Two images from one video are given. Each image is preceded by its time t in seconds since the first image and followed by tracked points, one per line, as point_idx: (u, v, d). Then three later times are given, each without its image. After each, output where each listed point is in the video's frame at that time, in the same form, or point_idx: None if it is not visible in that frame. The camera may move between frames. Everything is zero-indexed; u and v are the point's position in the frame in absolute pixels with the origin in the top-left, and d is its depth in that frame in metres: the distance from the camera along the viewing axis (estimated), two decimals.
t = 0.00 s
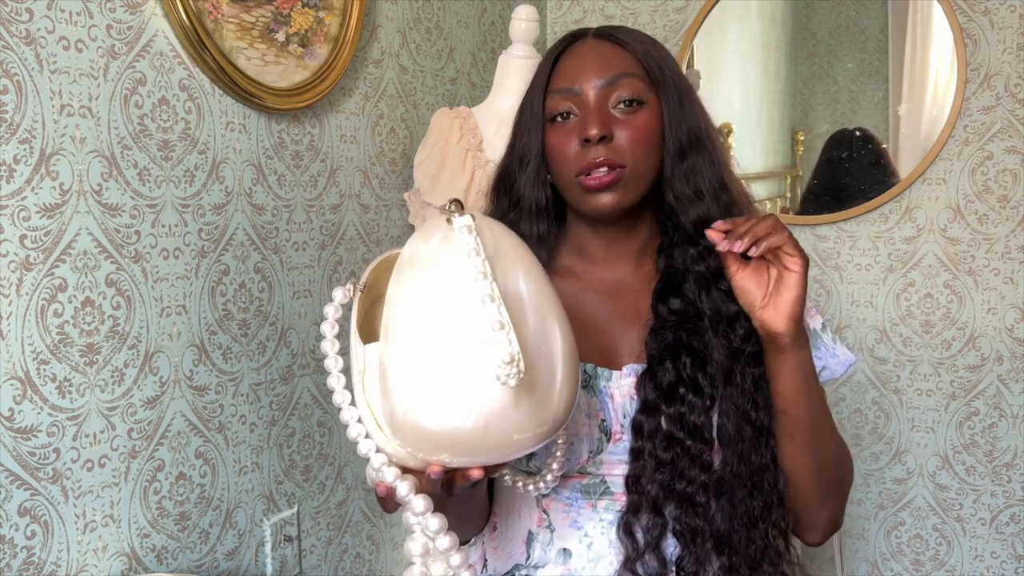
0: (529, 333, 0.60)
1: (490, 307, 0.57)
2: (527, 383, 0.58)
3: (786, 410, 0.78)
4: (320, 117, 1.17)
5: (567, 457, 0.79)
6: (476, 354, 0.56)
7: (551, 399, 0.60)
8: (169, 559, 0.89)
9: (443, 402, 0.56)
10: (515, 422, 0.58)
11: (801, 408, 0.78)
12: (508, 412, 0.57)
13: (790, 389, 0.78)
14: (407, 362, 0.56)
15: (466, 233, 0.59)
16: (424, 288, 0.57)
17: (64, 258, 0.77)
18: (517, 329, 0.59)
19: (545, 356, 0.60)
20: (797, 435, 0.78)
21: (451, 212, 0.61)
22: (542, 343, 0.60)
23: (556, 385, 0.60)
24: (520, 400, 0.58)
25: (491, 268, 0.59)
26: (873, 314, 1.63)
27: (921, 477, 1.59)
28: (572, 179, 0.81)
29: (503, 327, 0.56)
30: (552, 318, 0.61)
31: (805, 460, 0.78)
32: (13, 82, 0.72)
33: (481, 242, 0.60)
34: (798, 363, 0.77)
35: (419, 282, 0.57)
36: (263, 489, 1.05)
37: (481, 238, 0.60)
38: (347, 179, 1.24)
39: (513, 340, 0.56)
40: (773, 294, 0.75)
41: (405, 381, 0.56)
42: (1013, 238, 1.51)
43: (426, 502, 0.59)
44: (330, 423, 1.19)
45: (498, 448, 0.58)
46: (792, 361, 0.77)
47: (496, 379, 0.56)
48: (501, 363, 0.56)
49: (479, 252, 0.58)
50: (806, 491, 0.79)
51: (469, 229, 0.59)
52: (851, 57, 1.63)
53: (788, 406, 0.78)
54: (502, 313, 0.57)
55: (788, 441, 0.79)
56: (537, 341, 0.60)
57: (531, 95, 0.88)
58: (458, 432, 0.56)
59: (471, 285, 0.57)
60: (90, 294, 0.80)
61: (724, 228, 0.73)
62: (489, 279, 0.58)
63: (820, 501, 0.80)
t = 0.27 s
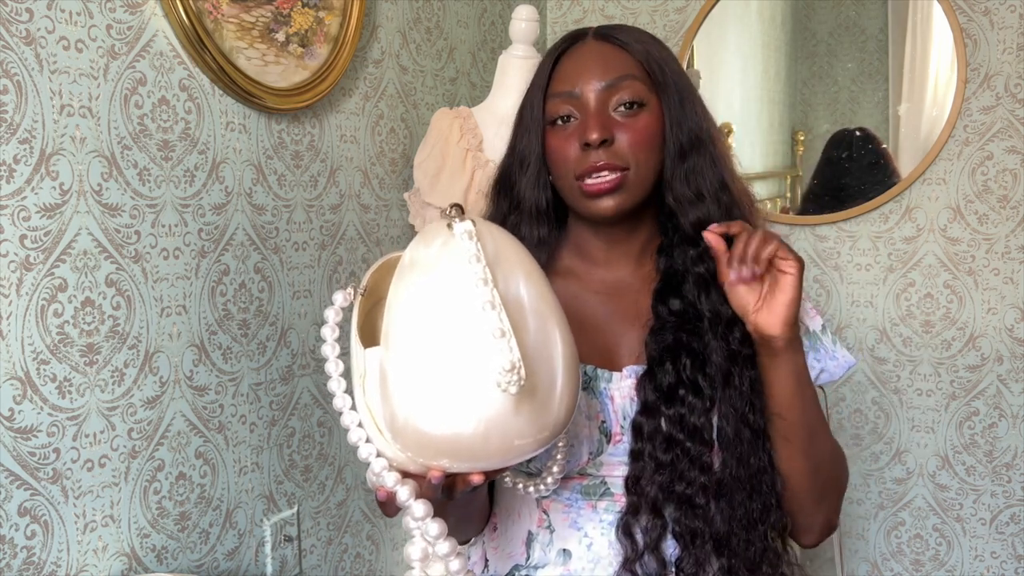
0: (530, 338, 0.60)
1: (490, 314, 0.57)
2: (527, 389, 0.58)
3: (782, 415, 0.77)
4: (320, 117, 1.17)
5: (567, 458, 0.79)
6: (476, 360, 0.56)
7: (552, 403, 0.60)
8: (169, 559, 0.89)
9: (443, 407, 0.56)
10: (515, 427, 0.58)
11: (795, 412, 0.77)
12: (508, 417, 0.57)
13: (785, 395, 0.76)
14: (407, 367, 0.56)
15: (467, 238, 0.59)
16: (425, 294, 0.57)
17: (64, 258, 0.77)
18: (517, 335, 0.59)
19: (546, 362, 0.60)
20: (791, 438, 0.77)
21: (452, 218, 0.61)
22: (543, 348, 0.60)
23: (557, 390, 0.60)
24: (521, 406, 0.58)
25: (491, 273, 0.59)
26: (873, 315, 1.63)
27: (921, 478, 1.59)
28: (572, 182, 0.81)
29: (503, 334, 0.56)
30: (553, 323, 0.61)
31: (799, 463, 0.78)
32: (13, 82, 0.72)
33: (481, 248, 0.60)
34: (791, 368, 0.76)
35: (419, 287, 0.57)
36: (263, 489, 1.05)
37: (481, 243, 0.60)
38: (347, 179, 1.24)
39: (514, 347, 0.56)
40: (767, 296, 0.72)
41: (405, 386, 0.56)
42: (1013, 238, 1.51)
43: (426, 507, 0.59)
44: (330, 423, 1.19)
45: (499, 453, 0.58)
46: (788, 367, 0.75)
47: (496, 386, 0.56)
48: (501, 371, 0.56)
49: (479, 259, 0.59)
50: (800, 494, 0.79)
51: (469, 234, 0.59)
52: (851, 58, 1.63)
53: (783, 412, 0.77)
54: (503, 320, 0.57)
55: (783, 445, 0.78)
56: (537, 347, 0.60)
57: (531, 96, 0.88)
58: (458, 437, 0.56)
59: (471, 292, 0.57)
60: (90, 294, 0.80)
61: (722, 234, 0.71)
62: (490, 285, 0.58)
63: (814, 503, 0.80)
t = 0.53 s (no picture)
0: (535, 329, 0.60)
1: (496, 303, 0.57)
2: (533, 380, 0.58)
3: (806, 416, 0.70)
4: (320, 117, 1.17)
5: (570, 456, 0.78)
6: (482, 351, 0.56)
7: (556, 396, 0.60)
8: (169, 559, 0.89)
9: (449, 399, 0.56)
10: (520, 420, 0.58)
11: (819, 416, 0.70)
12: (513, 409, 0.57)
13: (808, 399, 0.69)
14: (412, 358, 0.56)
15: (472, 229, 0.59)
16: (430, 285, 0.57)
17: (64, 258, 0.77)
18: (523, 326, 0.59)
19: (551, 353, 0.60)
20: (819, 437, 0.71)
21: (457, 209, 0.61)
22: (547, 341, 0.60)
23: (561, 383, 0.60)
24: (526, 397, 0.58)
25: (497, 264, 0.59)
26: (873, 314, 1.63)
27: (921, 477, 1.59)
28: (574, 187, 0.81)
29: (510, 322, 0.57)
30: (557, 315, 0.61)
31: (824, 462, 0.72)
32: (13, 82, 0.72)
33: (487, 238, 0.60)
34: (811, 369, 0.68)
35: (425, 279, 0.57)
36: (263, 489, 1.05)
37: (487, 234, 0.60)
38: (347, 179, 1.24)
39: (520, 336, 0.57)
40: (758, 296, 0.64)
41: (410, 378, 0.56)
42: (1013, 238, 1.51)
43: (430, 500, 0.59)
44: (330, 423, 1.19)
45: (503, 446, 0.58)
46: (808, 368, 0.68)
47: (502, 375, 0.56)
48: (508, 359, 0.56)
49: (485, 248, 0.59)
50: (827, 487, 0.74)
51: (475, 225, 0.60)
52: (851, 57, 1.63)
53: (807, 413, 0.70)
54: (509, 309, 0.57)
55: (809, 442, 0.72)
56: (543, 338, 0.60)
57: (537, 97, 0.88)
58: (463, 429, 0.56)
59: (477, 282, 0.57)
60: (90, 294, 0.80)
61: (697, 248, 0.64)
62: (496, 275, 0.58)
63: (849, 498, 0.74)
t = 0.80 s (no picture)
0: (538, 329, 0.60)
1: (500, 304, 0.57)
2: (535, 382, 0.58)
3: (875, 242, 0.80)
4: (320, 117, 1.17)
5: (576, 450, 0.79)
6: (485, 352, 0.56)
7: (559, 396, 0.60)
8: (169, 559, 0.89)
9: (450, 400, 0.56)
10: (522, 421, 0.57)
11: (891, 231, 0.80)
12: (515, 410, 0.57)
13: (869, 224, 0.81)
14: (414, 359, 0.56)
15: (476, 228, 0.59)
16: (433, 286, 0.57)
17: (63, 258, 0.77)
18: (527, 326, 0.59)
19: (554, 354, 0.60)
20: (893, 241, 0.79)
21: (460, 207, 0.61)
22: (551, 341, 0.60)
23: (564, 383, 0.60)
24: (529, 398, 0.58)
25: (500, 264, 0.59)
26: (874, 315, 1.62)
27: (921, 477, 1.59)
28: (569, 197, 0.82)
29: (513, 325, 0.56)
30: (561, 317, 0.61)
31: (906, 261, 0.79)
32: (13, 82, 0.72)
33: (490, 238, 0.60)
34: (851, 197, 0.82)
35: (427, 280, 0.57)
36: (263, 489, 1.05)
37: (490, 233, 0.61)
38: (347, 179, 1.24)
39: (523, 337, 0.56)
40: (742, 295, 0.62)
41: (412, 378, 0.56)
42: (1013, 238, 1.51)
43: (430, 500, 0.59)
44: (330, 423, 1.19)
45: (505, 447, 0.58)
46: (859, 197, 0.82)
47: (505, 377, 0.56)
48: (510, 361, 0.56)
49: (488, 249, 0.59)
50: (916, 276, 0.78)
51: (478, 224, 0.60)
52: (851, 57, 1.63)
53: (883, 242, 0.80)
54: (512, 310, 0.57)
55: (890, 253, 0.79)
56: (546, 339, 0.60)
57: (527, 106, 0.88)
58: (466, 430, 0.56)
59: (480, 282, 0.57)
60: (90, 294, 0.80)
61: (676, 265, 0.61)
62: (499, 276, 0.58)
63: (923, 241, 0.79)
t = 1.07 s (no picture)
0: (532, 330, 0.60)
1: (492, 307, 0.57)
2: (529, 383, 0.58)
3: (801, 159, 0.85)
4: (320, 117, 1.18)
5: (578, 447, 0.79)
6: (478, 353, 0.56)
7: (555, 396, 0.60)
8: (169, 559, 0.89)
9: (445, 400, 0.56)
10: (517, 421, 0.58)
11: (816, 142, 0.84)
12: (511, 410, 0.57)
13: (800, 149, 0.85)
14: (409, 362, 0.56)
15: (467, 229, 0.59)
16: (427, 287, 0.57)
17: (64, 258, 0.77)
18: (518, 327, 0.60)
19: (548, 356, 0.60)
20: (814, 143, 0.84)
21: (451, 207, 0.61)
22: (546, 341, 0.61)
23: (559, 381, 0.61)
24: (524, 400, 0.58)
25: (492, 265, 0.59)
26: (873, 314, 1.61)
27: (921, 477, 1.59)
28: (584, 197, 0.83)
29: (506, 327, 0.56)
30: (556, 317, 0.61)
31: (830, 152, 0.82)
32: (13, 82, 0.72)
33: (482, 239, 0.60)
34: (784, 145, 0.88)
35: (421, 282, 0.57)
36: (263, 489, 1.05)
37: (482, 234, 0.60)
38: (347, 179, 1.24)
39: (515, 341, 0.56)
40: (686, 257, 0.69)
41: (407, 380, 0.56)
42: (1013, 238, 1.51)
43: (428, 500, 0.59)
44: (330, 423, 1.19)
45: (501, 446, 0.58)
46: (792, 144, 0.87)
47: (498, 380, 0.56)
48: (504, 365, 0.56)
49: (480, 251, 0.58)
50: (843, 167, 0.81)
51: (470, 225, 0.59)
52: (852, 57, 1.63)
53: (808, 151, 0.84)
54: (505, 313, 0.57)
55: (815, 153, 0.83)
56: (541, 340, 0.60)
57: (540, 104, 0.88)
58: (461, 429, 0.56)
59: (473, 284, 0.57)
60: (90, 294, 0.80)
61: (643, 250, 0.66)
62: (491, 277, 0.58)
63: (846, 143, 0.81)
